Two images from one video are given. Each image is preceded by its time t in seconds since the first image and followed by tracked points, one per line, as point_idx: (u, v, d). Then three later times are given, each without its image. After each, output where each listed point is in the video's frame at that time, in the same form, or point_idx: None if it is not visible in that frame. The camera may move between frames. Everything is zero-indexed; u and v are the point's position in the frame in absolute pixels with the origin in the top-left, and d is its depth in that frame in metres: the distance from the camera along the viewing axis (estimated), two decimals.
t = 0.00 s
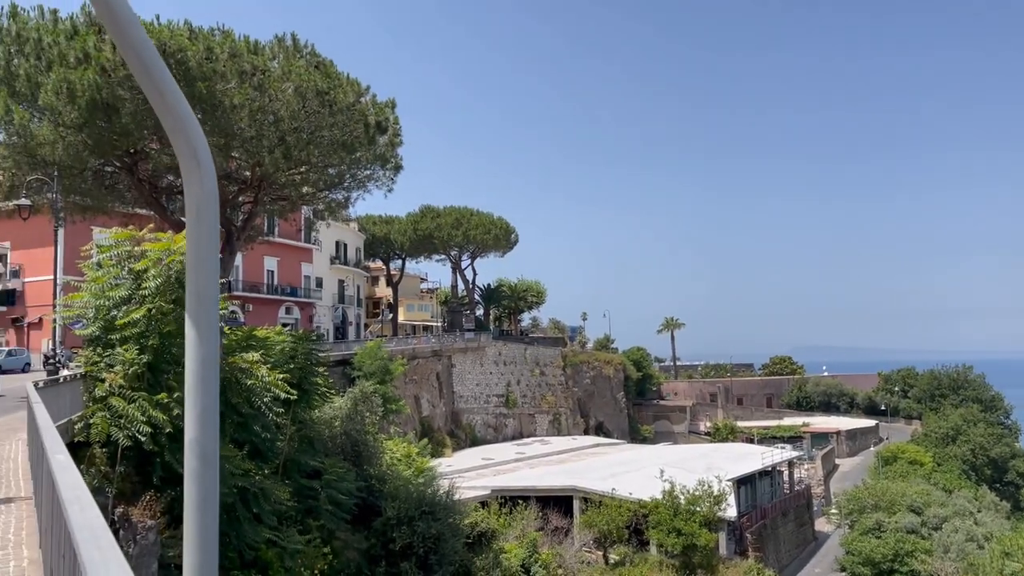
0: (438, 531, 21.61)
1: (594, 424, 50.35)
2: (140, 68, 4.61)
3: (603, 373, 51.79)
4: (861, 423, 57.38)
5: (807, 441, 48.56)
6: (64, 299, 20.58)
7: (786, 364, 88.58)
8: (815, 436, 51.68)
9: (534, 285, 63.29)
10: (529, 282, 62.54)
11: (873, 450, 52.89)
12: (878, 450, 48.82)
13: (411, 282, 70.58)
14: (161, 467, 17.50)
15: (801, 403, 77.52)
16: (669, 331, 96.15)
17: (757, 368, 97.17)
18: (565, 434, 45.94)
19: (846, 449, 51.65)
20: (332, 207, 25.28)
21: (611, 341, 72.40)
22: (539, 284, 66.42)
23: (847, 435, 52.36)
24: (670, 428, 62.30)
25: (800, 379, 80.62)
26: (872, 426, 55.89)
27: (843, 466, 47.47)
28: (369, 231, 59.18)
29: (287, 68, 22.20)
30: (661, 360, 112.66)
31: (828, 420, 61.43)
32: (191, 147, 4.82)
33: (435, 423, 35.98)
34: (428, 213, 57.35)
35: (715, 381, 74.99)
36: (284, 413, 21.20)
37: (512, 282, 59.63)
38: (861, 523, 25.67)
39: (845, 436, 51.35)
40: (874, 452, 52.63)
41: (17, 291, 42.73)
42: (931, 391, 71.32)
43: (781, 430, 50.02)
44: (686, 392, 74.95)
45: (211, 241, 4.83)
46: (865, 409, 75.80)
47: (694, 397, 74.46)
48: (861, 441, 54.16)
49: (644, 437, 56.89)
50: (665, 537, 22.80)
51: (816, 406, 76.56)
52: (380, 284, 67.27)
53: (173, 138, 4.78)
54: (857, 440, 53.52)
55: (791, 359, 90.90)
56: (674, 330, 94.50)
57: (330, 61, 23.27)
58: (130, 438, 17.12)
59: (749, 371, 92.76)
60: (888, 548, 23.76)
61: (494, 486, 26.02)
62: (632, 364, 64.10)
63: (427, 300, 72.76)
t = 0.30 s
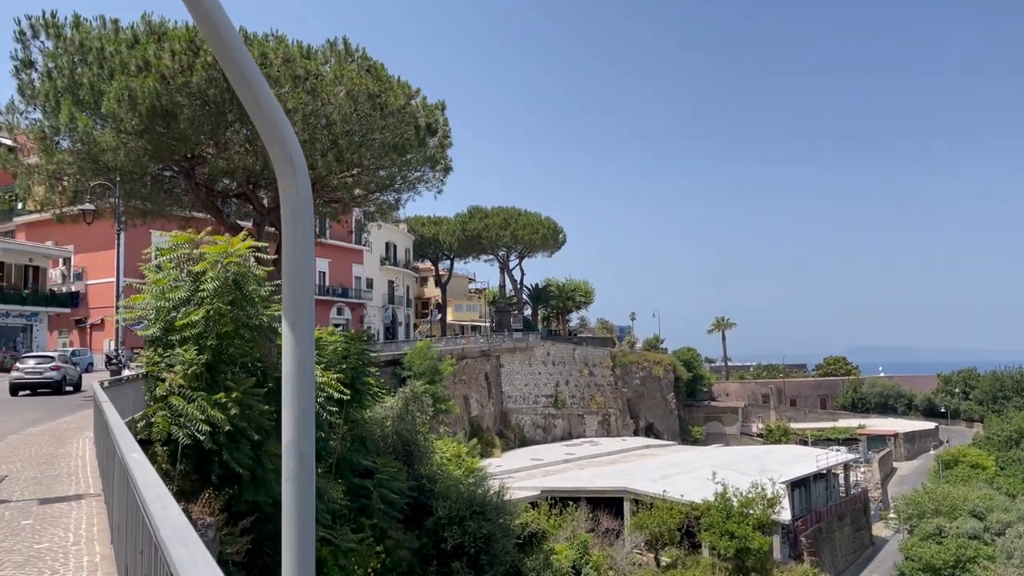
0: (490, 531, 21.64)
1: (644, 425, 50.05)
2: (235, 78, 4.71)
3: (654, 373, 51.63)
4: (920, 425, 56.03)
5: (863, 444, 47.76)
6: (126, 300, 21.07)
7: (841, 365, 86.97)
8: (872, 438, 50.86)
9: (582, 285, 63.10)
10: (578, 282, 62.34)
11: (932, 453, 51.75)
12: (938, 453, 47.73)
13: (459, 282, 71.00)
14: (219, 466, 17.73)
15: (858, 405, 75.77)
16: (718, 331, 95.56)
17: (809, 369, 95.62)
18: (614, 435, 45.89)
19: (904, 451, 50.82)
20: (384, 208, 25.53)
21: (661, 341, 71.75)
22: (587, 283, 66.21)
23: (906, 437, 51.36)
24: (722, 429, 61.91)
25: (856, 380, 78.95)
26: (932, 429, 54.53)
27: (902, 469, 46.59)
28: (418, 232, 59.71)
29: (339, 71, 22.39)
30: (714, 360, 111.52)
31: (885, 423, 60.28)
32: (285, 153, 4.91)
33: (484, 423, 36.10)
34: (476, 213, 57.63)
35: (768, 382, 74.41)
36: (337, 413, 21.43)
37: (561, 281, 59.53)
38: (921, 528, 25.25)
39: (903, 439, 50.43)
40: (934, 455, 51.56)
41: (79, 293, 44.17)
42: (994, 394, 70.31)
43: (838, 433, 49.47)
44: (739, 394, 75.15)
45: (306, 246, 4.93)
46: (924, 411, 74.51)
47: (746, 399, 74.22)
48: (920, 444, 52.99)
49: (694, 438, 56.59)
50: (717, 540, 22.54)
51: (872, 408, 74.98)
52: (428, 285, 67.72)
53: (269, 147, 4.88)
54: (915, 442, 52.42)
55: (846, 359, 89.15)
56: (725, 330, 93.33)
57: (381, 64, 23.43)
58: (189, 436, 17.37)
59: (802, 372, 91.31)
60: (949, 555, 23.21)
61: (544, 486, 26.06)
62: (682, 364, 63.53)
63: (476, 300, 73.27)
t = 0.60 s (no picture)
0: (541, 531, 21.53)
1: (695, 426, 49.69)
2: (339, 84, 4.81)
3: (705, 374, 51.20)
4: (980, 428, 54.50)
5: (922, 446, 46.73)
6: (186, 302, 21.48)
7: (898, 365, 85.12)
8: (931, 441, 49.76)
9: (632, 285, 62.78)
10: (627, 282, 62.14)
11: (994, 457, 50.38)
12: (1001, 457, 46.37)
13: (507, 282, 71.34)
14: (276, 464, 17.81)
15: (916, 407, 74.07)
16: (767, 330, 94.58)
17: (865, 370, 93.80)
18: (664, 436, 45.67)
19: (964, 455, 49.63)
20: (434, 210, 25.72)
21: (711, 342, 70.92)
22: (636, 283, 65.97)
23: (967, 440, 50.11)
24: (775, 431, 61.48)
25: (914, 381, 77.07)
26: (993, 432, 53.02)
27: (963, 473, 45.44)
28: (466, 233, 60.21)
29: (390, 74, 22.52)
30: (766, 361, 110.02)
31: (944, 425, 58.83)
32: (387, 156, 5.02)
33: (534, 423, 36.17)
34: (524, 213, 57.76)
35: (823, 383, 73.70)
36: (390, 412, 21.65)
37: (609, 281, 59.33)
38: (983, 533, 24.62)
39: (964, 442, 49.25)
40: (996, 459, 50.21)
41: (139, 295, 45.54)
42: None
43: (896, 435, 48.52)
44: (791, 395, 74.56)
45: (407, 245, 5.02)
46: (986, 413, 72.67)
47: (799, 400, 73.76)
48: (980, 447, 51.61)
49: (745, 440, 56.08)
50: (772, 542, 22.24)
51: (931, 410, 73.15)
52: (477, 285, 68.14)
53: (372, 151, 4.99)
54: (976, 445, 51.11)
55: (903, 360, 87.24)
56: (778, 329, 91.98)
57: (431, 66, 23.58)
58: (248, 434, 17.62)
59: (858, 373, 89.60)
60: (1013, 560, 22.55)
61: (594, 488, 26.06)
62: (733, 364, 62.80)
63: (523, 300, 73.46)
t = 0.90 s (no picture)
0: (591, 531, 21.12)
1: (746, 427, 49.23)
2: (423, 80, 4.86)
3: (755, 374, 50.61)
4: None
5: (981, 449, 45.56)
6: (240, 303, 21.74)
7: (955, 366, 83.09)
8: (990, 443, 48.47)
9: (680, 284, 62.39)
10: (674, 281, 61.89)
11: None
12: None
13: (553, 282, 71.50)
14: (330, 462, 18.05)
15: (975, 408, 72.24)
16: (819, 330, 93.27)
17: (920, 371, 91.77)
18: (713, 437, 45.28)
19: None
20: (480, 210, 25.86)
21: (760, 341, 70.11)
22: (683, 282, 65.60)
23: None
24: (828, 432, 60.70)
25: (973, 381, 75.14)
26: None
27: None
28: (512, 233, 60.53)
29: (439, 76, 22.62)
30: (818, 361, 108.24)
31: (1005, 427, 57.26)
32: (470, 153, 5.05)
33: (582, 423, 36.19)
34: (572, 214, 58.10)
35: (877, 384, 72.47)
36: (440, 411, 21.77)
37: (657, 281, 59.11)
38: None
39: None
40: None
41: (196, 295, 46.80)
42: None
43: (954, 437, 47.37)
44: (844, 395, 73.45)
45: (491, 242, 5.05)
46: None
47: (852, 400, 72.79)
48: None
49: (797, 441, 55.42)
50: (826, 546, 21.92)
51: (991, 411, 71.17)
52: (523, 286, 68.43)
53: (456, 148, 5.04)
54: None
55: (961, 360, 85.14)
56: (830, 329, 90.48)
57: (479, 67, 23.64)
58: (302, 433, 17.86)
59: (914, 374, 87.68)
60: None
61: (642, 488, 26.04)
62: (784, 364, 61.99)
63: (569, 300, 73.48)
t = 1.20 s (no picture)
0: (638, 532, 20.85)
1: (796, 428, 48.51)
2: (496, 79, 4.89)
3: (804, 375, 49.78)
4: None
5: None
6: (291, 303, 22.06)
7: (1014, 367, 80.63)
8: None
9: (727, 283, 61.66)
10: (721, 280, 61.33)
11: None
12: None
13: (598, 282, 71.25)
14: (379, 461, 18.22)
15: None
16: (873, 329, 91.47)
17: (977, 372, 89.30)
18: (762, 438, 44.68)
19: None
20: (525, 210, 25.88)
21: (810, 341, 68.98)
22: (730, 282, 64.84)
23: None
24: (880, 433, 59.41)
25: None
26: None
27: None
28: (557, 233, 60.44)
29: (484, 76, 22.62)
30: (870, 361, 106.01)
31: None
32: (543, 149, 5.07)
33: (628, 423, 36.06)
34: (616, 212, 57.67)
35: (931, 385, 70.64)
36: (487, 411, 21.74)
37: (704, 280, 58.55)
38: None
39: None
40: None
41: (247, 296, 47.67)
42: None
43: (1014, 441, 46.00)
44: (897, 397, 71.77)
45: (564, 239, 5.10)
46: None
47: (905, 401, 71.04)
48: None
49: (849, 442, 54.55)
50: (880, 550, 21.52)
51: None
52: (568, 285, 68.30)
53: (528, 144, 5.06)
54: None
55: (1020, 361, 82.59)
56: (882, 329, 88.53)
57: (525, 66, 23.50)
58: (352, 432, 18.04)
59: (970, 375, 85.35)
60: None
61: (690, 490, 25.90)
62: (835, 364, 60.89)
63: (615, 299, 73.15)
